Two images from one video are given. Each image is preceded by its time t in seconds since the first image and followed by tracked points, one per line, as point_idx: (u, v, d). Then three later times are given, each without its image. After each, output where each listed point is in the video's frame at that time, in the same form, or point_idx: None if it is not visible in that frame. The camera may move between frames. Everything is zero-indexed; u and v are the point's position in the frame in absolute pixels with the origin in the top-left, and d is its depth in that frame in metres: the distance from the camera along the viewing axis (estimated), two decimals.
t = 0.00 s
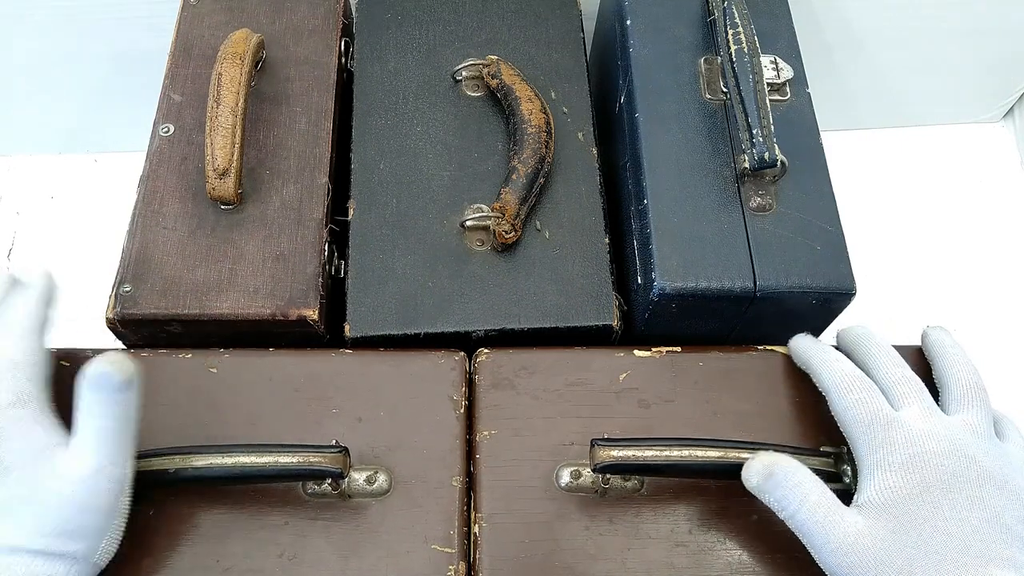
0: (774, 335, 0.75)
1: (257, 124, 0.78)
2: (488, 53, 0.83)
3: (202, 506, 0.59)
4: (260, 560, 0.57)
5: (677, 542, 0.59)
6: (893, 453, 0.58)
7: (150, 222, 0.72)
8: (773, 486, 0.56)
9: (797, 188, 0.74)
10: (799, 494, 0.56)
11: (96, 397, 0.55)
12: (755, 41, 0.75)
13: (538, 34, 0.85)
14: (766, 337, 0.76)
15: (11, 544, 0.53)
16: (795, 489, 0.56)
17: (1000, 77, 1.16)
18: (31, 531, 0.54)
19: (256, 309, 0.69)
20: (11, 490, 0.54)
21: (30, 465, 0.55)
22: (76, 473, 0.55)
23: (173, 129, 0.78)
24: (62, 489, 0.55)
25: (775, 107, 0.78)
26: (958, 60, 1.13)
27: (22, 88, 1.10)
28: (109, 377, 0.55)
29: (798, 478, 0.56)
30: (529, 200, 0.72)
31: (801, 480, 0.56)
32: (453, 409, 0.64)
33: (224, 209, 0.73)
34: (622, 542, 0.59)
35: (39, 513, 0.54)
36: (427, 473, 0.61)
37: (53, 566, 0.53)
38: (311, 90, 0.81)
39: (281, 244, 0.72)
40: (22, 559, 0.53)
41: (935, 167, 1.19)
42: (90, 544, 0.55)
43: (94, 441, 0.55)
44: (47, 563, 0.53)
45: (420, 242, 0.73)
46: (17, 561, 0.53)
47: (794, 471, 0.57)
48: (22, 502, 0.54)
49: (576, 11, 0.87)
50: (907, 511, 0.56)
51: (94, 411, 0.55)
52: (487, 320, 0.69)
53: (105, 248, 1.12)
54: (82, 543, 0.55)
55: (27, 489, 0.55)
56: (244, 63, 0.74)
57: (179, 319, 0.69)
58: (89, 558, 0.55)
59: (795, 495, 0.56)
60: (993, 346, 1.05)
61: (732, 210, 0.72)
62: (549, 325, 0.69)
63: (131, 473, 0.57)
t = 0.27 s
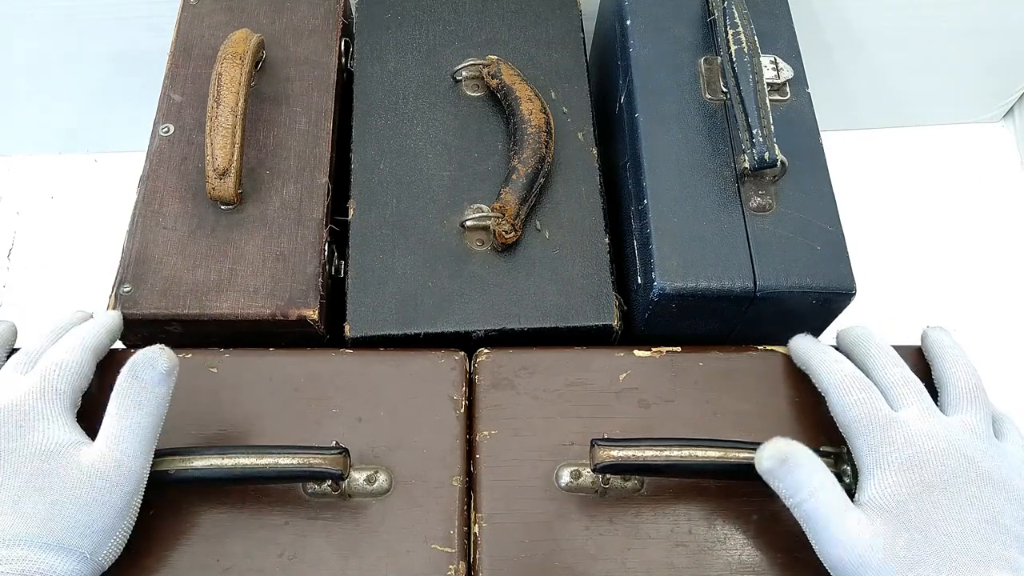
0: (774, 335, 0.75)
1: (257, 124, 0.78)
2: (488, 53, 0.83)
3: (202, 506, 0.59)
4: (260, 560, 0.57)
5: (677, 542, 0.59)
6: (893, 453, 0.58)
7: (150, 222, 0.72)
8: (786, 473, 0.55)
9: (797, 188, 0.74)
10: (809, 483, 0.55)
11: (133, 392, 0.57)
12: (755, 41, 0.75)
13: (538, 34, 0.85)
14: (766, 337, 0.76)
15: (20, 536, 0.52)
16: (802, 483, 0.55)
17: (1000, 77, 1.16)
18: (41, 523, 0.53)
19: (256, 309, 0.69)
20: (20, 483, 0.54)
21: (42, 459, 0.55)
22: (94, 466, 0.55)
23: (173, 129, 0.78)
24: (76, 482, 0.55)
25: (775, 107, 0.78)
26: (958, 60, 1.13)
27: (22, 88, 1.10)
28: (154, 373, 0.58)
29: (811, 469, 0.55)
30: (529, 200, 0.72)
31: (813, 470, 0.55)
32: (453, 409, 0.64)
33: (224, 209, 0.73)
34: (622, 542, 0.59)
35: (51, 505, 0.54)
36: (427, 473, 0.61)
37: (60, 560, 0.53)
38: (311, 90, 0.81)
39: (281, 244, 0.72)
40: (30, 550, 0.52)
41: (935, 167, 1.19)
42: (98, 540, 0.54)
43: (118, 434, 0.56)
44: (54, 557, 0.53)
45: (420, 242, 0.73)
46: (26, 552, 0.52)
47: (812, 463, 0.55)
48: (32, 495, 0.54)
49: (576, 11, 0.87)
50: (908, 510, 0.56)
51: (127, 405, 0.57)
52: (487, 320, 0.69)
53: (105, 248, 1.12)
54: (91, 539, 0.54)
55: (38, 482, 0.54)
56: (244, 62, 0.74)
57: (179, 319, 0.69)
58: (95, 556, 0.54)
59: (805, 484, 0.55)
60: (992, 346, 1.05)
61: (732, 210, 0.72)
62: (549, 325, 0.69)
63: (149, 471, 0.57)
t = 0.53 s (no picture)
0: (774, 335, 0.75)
1: (257, 124, 0.78)
2: (488, 53, 0.83)
3: (202, 506, 0.59)
4: (261, 560, 0.57)
5: (677, 542, 0.59)
6: (896, 450, 0.58)
7: (150, 222, 0.72)
8: (774, 465, 0.57)
9: (797, 188, 0.74)
10: (799, 476, 0.57)
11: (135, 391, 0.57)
12: (755, 41, 0.75)
13: (538, 34, 0.85)
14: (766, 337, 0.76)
15: (19, 536, 0.52)
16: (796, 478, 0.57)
17: (1000, 76, 1.16)
18: (41, 523, 0.53)
19: (256, 309, 0.69)
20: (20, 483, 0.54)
21: (42, 459, 0.55)
22: (95, 466, 0.55)
23: (173, 129, 0.78)
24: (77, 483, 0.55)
25: (775, 107, 0.78)
26: (959, 59, 1.13)
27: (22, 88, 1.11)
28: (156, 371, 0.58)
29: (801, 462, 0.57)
30: (529, 201, 0.72)
31: (803, 461, 0.57)
32: (453, 409, 0.64)
33: (224, 209, 0.73)
34: (622, 542, 0.59)
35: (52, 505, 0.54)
36: (427, 473, 0.61)
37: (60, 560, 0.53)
38: (311, 90, 0.81)
39: (281, 244, 0.72)
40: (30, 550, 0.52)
41: (935, 166, 1.19)
42: (99, 540, 0.54)
43: (120, 434, 0.56)
44: (55, 556, 0.53)
45: (420, 242, 0.73)
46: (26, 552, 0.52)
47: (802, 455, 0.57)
48: (32, 495, 0.54)
49: (576, 11, 0.87)
50: (910, 508, 0.56)
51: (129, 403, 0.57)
52: (487, 320, 0.69)
53: (105, 248, 1.12)
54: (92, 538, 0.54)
55: (38, 482, 0.54)
56: (244, 63, 0.74)
57: (179, 319, 0.69)
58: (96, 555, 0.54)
59: (796, 476, 0.57)
60: (992, 347, 1.05)
61: (731, 210, 0.72)
62: (549, 325, 0.69)
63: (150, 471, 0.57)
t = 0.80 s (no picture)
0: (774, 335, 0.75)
1: (257, 124, 0.78)
2: (488, 53, 0.83)
3: (203, 506, 0.59)
4: (261, 560, 0.57)
5: (677, 542, 0.59)
6: (896, 450, 0.58)
7: (150, 223, 0.72)
8: (773, 465, 0.57)
9: (797, 188, 0.74)
10: (799, 477, 0.57)
11: (136, 388, 0.57)
12: (755, 41, 0.75)
13: (538, 34, 0.85)
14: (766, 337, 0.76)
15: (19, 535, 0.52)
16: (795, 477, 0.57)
17: (1000, 76, 1.16)
18: (42, 522, 0.53)
19: (256, 309, 0.69)
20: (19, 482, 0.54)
21: (43, 458, 0.55)
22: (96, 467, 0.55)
23: (173, 129, 0.78)
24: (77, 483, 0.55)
25: (775, 108, 0.78)
26: (959, 59, 1.13)
27: (22, 88, 1.11)
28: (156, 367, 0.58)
29: (801, 462, 0.57)
30: (529, 201, 0.72)
31: (803, 460, 0.57)
32: (453, 409, 0.64)
33: (224, 209, 0.73)
34: (622, 541, 0.59)
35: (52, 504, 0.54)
36: (427, 473, 0.61)
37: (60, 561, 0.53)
38: (311, 90, 0.81)
39: (281, 244, 0.72)
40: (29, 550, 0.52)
41: (935, 166, 1.19)
42: (99, 540, 0.54)
43: (121, 434, 0.56)
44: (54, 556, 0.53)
45: (420, 242, 0.73)
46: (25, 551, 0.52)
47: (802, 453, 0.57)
48: (32, 494, 0.53)
49: (576, 11, 0.87)
50: (910, 508, 0.56)
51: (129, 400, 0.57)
52: (487, 320, 0.69)
53: (105, 248, 1.12)
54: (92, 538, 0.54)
55: (38, 481, 0.54)
56: (244, 63, 0.74)
57: (179, 319, 0.69)
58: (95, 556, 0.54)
59: (795, 476, 0.57)
60: (992, 347, 1.05)
61: (731, 210, 0.72)
62: (549, 325, 0.69)
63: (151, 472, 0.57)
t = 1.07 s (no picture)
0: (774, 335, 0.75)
1: (257, 124, 0.78)
2: (488, 53, 0.83)
3: (203, 506, 0.59)
4: (261, 560, 0.57)
5: (677, 541, 0.59)
6: (897, 454, 0.59)
7: (150, 223, 0.72)
8: (776, 478, 0.56)
9: (797, 188, 0.74)
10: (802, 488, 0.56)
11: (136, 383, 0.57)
12: (755, 41, 0.75)
13: (538, 34, 0.85)
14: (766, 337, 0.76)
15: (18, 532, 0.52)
16: (799, 488, 0.56)
17: (1000, 77, 1.16)
18: (42, 520, 0.53)
19: (256, 309, 0.69)
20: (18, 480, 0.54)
21: (43, 457, 0.55)
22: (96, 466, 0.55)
23: (173, 129, 0.78)
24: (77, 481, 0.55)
25: (775, 108, 0.78)
26: (958, 60, 1.13)
27: (23, 88, 1.11)
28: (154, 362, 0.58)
29: (805, 475, 0.56)
30: (529, 201, 0.72)
31: (805, 473, 0.56)
32: (453, 409, 0.64)
33: (224, 209, 0.73)
34: (622, 541, 0.59)
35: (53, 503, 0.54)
36: (427, 472, 0.61)
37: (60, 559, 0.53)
38: (311, 90, 0.81)
39: (281, 244, 0.72)
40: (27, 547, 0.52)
41: (935, 166, 1.19)
42: (98, 539, 0.54)
43: (121, 433, 0.56)
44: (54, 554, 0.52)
45: (420, 242, 0.73)
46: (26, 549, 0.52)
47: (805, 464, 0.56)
48: (30, 492, 0.53)
49: (576, 11, 0.87)
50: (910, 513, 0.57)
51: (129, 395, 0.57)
52: (487, 320, 0.69)
53: (105, 248, 1.12)
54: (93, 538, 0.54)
55: (38, 480, 0.54)
56: (243, 62, 0.74)
57: (179, 320, 0.69)
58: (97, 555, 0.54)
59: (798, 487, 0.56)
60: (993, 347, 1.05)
61: (731, 210, 0.72)
62: (549, 325, 0.69)
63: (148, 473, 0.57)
